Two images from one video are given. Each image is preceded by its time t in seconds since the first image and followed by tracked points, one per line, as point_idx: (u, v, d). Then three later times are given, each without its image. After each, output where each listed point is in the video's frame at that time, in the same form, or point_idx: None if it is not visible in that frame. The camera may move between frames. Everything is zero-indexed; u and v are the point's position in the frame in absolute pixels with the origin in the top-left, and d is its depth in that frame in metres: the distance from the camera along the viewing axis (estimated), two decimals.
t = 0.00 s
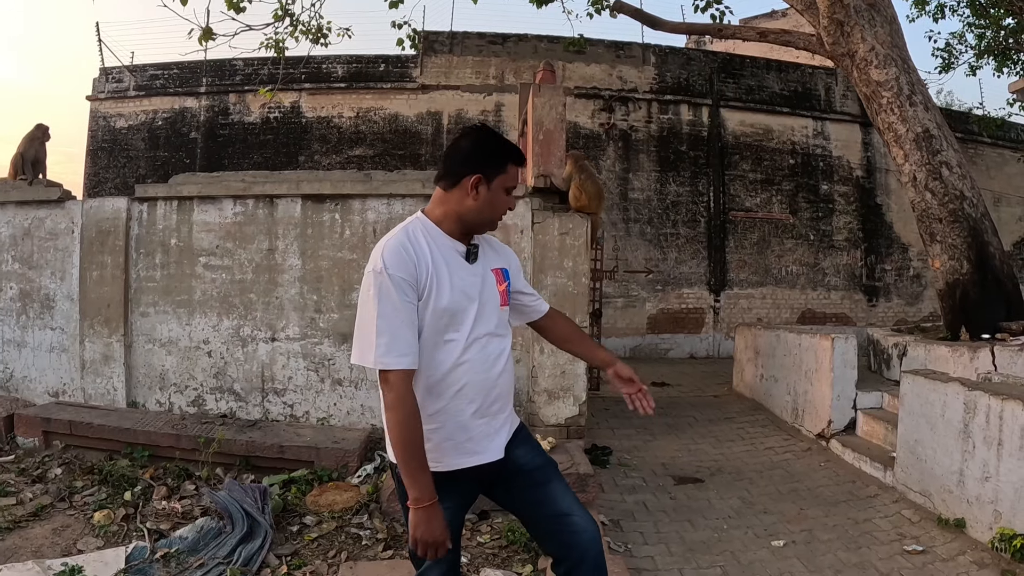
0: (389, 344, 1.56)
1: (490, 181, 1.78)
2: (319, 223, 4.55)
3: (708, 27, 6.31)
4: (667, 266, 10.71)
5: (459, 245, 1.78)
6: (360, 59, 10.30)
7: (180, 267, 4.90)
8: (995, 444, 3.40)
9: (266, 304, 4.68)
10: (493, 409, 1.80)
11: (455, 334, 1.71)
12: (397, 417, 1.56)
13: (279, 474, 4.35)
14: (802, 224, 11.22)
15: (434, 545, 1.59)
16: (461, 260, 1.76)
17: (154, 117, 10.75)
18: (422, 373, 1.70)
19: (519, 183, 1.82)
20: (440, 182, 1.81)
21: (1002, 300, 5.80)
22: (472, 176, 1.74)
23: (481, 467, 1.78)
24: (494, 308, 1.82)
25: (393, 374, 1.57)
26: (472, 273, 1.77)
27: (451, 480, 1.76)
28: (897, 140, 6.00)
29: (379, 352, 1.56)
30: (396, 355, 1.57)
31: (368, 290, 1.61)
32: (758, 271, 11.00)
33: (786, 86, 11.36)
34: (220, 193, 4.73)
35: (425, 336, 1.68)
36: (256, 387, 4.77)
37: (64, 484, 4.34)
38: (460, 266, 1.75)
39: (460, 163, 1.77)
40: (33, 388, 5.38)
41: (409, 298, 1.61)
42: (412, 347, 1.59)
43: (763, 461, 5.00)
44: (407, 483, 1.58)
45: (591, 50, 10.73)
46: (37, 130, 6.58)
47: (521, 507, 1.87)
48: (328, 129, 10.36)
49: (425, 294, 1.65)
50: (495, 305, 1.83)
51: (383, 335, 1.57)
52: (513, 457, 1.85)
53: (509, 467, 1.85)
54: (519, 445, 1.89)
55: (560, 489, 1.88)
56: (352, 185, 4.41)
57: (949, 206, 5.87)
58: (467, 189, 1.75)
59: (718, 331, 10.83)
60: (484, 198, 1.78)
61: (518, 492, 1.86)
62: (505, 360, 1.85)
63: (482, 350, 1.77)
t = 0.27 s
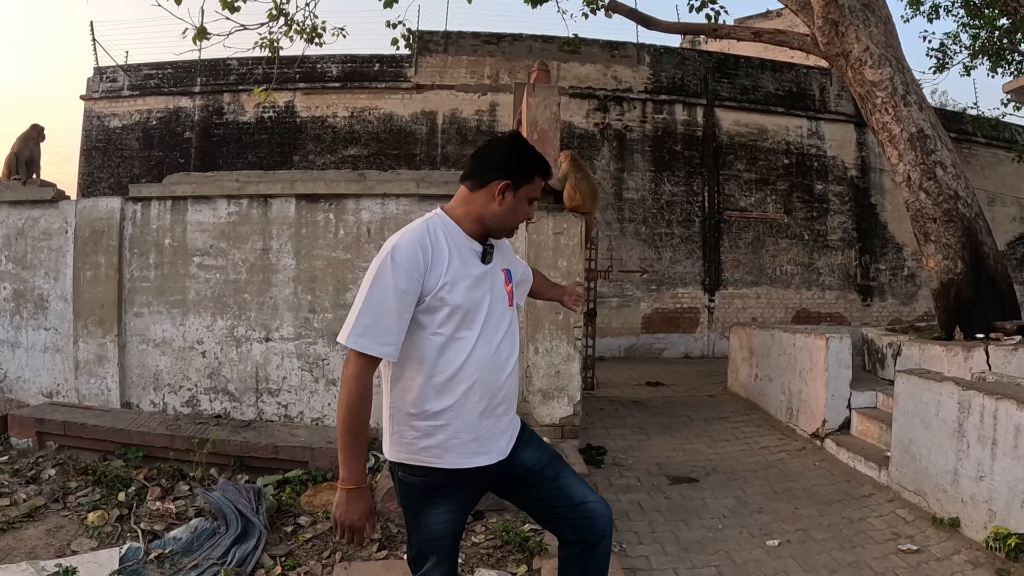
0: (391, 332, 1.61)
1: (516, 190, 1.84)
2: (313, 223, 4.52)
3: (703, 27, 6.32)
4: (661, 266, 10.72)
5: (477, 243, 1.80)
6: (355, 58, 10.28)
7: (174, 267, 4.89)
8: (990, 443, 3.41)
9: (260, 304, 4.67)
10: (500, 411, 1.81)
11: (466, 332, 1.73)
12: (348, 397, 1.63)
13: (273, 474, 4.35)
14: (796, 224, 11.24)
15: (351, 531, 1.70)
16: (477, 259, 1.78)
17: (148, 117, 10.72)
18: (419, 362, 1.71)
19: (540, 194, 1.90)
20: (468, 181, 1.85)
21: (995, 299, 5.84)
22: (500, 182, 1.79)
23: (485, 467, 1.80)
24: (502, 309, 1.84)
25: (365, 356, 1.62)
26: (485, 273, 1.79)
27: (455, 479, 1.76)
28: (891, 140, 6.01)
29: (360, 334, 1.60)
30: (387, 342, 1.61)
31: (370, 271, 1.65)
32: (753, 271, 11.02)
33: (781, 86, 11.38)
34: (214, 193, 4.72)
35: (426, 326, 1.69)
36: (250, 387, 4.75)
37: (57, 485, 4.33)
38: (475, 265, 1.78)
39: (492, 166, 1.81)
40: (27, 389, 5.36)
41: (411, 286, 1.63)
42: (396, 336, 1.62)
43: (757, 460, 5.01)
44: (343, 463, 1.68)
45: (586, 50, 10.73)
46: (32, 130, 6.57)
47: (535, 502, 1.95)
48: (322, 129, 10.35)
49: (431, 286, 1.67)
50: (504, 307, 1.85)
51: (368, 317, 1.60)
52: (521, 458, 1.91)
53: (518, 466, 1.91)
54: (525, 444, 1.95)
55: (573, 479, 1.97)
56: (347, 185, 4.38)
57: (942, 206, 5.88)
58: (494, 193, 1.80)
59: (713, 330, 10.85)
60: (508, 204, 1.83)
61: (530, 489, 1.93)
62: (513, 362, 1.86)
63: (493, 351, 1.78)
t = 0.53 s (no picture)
0: (455, 324, 1.57)
1: (565, 198, 1.91)
2: (302, 222, 4.49)
3: (695, 26, 6.30)
4: (654, 266, 10.71)
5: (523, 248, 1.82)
6: (347, 57, 10.25)
7: (163, 267, 4.85)
8: (982, 443, 3.39)
9: (249, 304, 4.64)
10: (537, 416, 1.81)
11: (516, 333, 1.72)
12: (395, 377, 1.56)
13: (262, 476, 4.31)
14: (789, 224, 11.24)
15: (356, 519, 1.59)
16: (525, 263, 1.80)
17: (139, 116, 10.67)
18: (466, 359, 1.68)
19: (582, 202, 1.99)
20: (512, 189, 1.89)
21: (988, 300, 5.85)
22: (553, 191, 1.85)
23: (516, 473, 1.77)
24: (541, 314, 1.86)
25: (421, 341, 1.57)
26: (531, 277, 1.81)
27: (486, 486, 1.74)
28: (884, 140, 6.00)
29: (424, 316, 1.55)
30: (450, 334, 1.57)
31: (437, 258, 1.63)
32: (745, 271, 11.02)
33: (774, 86, 11.38)
34: (203, 192, 4.69)
35: (480, 324, 1.67)
36: (239, 388, 4.72)
37: (46, 486, 4.30)
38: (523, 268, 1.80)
39: (541, 175, 1.86)
40: (15, 389, 5.32)
41: (475, 280, 1.62)
42: (457, 328, 1.58)
43: (750, 461, 5.00)
44: (372, 451, 1.59)
45: (578, 49, 10.71)
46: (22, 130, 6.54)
47: (553, 505, 1.96)
48: (314, 128, 10.31)
49: (491, 284, 1.66)
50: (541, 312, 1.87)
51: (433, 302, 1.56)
52: (544, 464, 1.89)
53: (541, 474, 1.89)
54: (545, 450, 1.93)
55: (587, 481, 2.01)
56: (336, 184, 4.34)
57: (935, 206, 5.88)
58: (548, 201, 1.85)
59: (705, 330, 10.85)
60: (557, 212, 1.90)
61: (549, 493, 1.93)
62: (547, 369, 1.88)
63: (535, 355, 1.79)
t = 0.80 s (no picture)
0: (569, 288, 1.69)
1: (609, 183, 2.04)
2: (287, 221, 4.44)
3: (687, 24, 6.26)
4: (646, 265, 10.68)
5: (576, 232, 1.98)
6: (338, 55, 10.19)
7: (148, 266, 4.80)
8: (974, 446, 3.36)
9: (234, 303, 4.59)
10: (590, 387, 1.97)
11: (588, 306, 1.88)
12: (530, 349, 1.61)
13: (245, 476, 4.24)
14: (782, 224, 11.21)
15: (548, 492, 1.63)
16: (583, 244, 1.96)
17: (130, 114, 10.61)
18: (564, 328, 1.78)
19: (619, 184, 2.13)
20: (564, 177, 1.98)
21: (981, 300, 5.80)
22: (603, 180, 1.99)
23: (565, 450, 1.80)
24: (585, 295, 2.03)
25: (543, 312, 1.64)
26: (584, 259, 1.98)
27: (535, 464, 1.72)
28: (876, 140, 5.96)
29: (551, 284, 1.65)
30: (567, 297, 1.69)
31: (529, 238, 1.71)
32: (738, 270, 10.98)
33: (767, 85, 11.36)
34: (188, 190, 4.63)
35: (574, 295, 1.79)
36: (224, 388, 4.67)
37: (28, 485, 4.24)
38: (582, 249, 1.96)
39: (593, 164, 1.97)
40: None
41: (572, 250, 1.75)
42: (571, 292, 1.70)
43: (740, 462, 4.96)
44: (528, 418, 1.60)
45: (571, 48, 10.67)
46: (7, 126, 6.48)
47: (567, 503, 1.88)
48: (305, 126, 10.25)
49: (580, 257, 1.81)
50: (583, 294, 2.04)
51: (547, 276, 1.65)
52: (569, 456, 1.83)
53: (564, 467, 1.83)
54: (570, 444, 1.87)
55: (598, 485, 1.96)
56: (321, 182, 4.29)
57: (928, 206, 5.84)
58: (598, 189, 1.98)
59: (697, 330, 10.80)
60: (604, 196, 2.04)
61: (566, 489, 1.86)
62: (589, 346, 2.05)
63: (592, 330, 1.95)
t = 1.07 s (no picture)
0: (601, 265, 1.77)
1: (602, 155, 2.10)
2: (264, 218, 4.37)
3: (674, 20, 6.20)
4: (634, 264, 10.61)
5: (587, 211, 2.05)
6: (325, 52, 10.12)
7: (124, 264, 4.74)
8: (960, 449, 3.30)
9: (211, 302, 4.52)
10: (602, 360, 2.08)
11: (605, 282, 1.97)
12: (578, 319, 1.68)
13: (219, 477, 4.16)
14: (772, 223, 11.15)
15: (600, 461, 1.70)
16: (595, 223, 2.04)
17: (117, 111, 10.54)
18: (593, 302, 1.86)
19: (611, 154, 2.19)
20: (561, 153, 2.03)
21: (970, 300, 5.73)
22: (597, 153, 2.05)
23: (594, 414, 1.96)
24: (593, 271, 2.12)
25: (582, 284, 1.72)
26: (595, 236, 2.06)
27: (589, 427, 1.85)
28: (865, 137, 5.90)
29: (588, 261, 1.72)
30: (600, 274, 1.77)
31: (558, 213, 1.77)
32: (727, 269, 10.91)
33: (758, 83, 11.29)
34: (164, 187, 4.57)
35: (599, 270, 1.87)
36: (200, 387, 4.60)
37: (2, 486, 4.17)
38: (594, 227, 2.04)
39: (587, 137, 2.02)
40: None
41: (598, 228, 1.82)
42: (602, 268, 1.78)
43: (724, 464, 4.89)
44: (582, 387, 1.67)
45: (560, 45, 10.59)
46: None
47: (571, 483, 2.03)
48: (292, 123, 10.17)
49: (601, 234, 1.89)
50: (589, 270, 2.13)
51: (584, 253, 1.72)
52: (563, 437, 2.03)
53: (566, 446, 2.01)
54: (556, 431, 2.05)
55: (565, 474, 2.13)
56: (298, 179, 4.22)
57: (917, 204, 5.78)
58: (593, 162, 2.04)
59: (686, 329, 10.71)
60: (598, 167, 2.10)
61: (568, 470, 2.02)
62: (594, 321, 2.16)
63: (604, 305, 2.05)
